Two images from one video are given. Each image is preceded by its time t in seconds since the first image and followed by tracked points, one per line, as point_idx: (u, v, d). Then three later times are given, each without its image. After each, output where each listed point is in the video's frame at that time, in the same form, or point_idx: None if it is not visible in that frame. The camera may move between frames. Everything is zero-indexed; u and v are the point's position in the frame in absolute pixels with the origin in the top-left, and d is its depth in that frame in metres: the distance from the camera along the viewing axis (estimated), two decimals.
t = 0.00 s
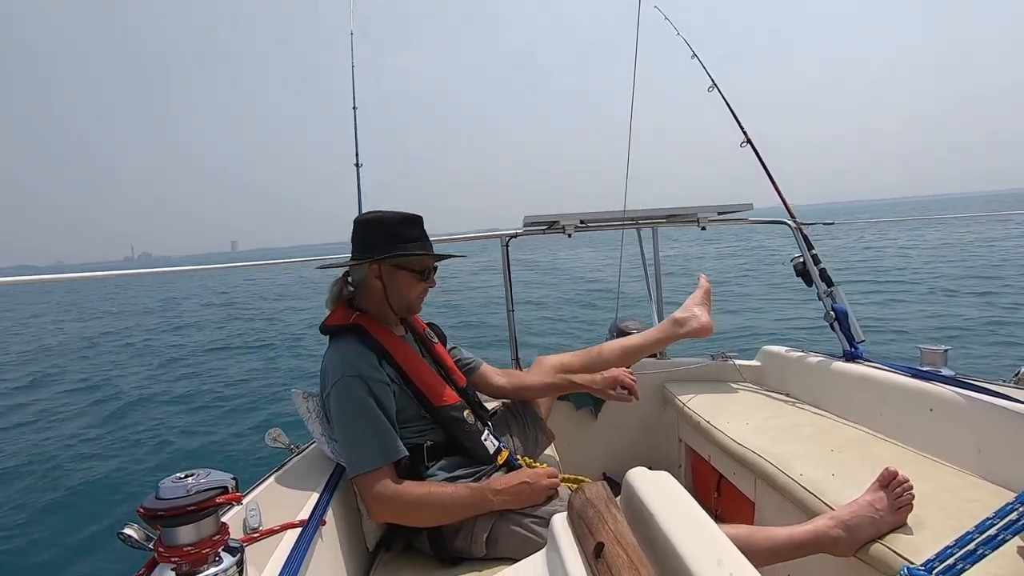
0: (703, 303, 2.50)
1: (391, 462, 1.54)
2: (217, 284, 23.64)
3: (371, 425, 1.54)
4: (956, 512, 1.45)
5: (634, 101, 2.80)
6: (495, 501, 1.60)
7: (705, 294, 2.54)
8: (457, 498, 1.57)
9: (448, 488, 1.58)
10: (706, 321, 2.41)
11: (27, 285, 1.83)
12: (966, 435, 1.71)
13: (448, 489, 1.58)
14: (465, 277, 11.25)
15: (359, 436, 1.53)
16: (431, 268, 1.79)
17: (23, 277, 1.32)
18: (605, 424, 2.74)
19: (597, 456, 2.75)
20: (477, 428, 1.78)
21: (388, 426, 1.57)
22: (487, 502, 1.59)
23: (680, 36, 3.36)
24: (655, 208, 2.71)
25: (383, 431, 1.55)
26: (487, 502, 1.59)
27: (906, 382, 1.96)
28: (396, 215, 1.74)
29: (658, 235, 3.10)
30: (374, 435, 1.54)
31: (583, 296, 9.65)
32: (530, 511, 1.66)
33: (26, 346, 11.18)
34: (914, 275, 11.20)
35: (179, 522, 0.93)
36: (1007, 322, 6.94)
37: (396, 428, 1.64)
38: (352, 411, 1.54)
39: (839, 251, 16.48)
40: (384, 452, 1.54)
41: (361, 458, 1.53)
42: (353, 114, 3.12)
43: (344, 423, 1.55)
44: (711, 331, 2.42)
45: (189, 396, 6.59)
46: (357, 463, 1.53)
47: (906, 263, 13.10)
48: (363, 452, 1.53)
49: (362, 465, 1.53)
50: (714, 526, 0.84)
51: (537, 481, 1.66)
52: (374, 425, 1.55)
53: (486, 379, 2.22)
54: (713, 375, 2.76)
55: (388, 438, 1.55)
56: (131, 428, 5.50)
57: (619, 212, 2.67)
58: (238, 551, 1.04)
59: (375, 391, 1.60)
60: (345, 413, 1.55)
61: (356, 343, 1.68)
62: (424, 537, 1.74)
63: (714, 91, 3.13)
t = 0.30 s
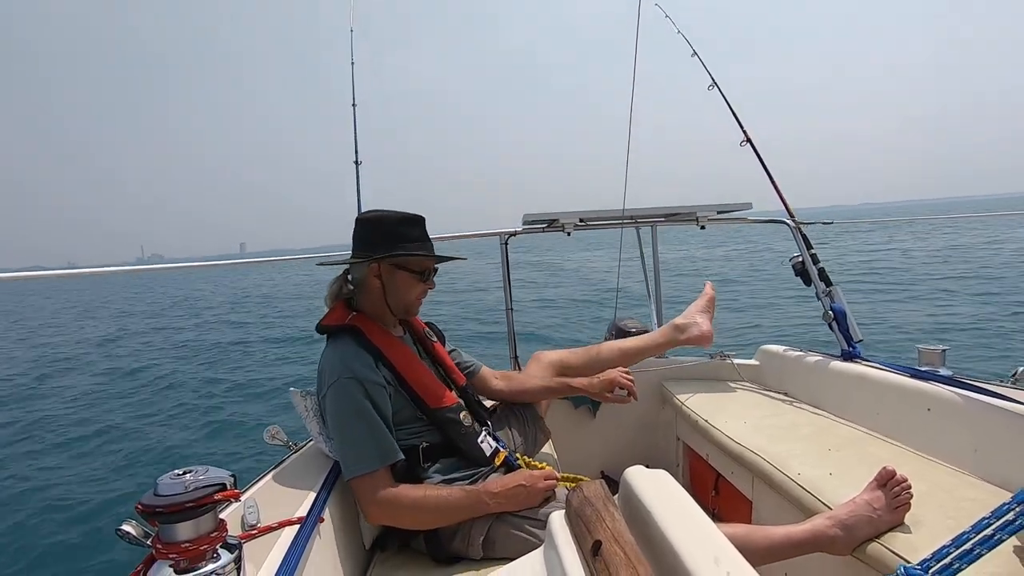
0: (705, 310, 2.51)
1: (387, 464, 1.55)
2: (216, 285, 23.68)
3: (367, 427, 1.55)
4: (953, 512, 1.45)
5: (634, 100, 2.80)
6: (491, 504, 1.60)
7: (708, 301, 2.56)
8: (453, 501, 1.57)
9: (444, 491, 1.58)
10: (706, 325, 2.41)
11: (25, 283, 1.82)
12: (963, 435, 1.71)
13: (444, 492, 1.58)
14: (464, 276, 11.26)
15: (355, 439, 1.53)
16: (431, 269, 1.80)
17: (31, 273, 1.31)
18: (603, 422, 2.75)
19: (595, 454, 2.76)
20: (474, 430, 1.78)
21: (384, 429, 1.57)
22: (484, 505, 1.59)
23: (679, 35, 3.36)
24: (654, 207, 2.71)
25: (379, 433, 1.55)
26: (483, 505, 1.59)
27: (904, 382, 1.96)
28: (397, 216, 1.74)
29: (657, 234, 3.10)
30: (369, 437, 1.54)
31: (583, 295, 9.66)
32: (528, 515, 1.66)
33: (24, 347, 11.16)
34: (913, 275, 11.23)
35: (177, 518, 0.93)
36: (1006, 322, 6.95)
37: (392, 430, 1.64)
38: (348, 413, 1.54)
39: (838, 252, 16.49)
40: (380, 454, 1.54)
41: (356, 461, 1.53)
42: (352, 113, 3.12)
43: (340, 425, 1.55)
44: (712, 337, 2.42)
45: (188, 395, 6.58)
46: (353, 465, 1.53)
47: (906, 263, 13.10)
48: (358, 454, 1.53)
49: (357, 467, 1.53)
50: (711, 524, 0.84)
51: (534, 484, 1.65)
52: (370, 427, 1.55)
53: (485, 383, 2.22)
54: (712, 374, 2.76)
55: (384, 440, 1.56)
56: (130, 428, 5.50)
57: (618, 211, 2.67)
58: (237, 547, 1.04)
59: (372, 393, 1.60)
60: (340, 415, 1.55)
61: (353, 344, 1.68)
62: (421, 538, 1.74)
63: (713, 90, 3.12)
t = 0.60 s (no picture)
0: (706, 316, 2.51)
1: (384, 468, 1.54)
2: (216, 288, 23.70)
3: (364, 431, 1.54)
4: (952, 517, 1.45)
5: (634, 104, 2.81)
6: (489, 509, 1.60)
7: (709, 307, 2.56)
8: (451, 505, 1.57)
9: (442, 496, 1.58)
10: (704, 331, 2.42)
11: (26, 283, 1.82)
12: (963, 440, 1.71)
13: (442, 496, 1.58)
14: (464, 278, 11.27)
15: (351, 442, 1.53)
16: (428, 272, 1.80)
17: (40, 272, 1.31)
18: (602, 426, 2.74)
19: (594, 457, 2.76)
20: (472, 434, 1.78)
21: (382, 433, 1.57)
22: (482, 509, 1.59)
23: (680, 38, 3.37)
24: (654, 210, 2.71)
25: (376, 437, 1.55)
26: (482, 509, 1.59)
27: (903, 387, 1.95)
28: (395, 218, 1.74)
29: (657, 237, 3.10)
30: (366, 441, 1.54)
31: (582, 298, 9.66)
32: (526, 520, 1.66)
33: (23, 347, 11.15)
34: (912, 279, 11.24)
35: (175, 519, 0.93)
36: (1006, 327, 6.94)
37: (389, 434, 1.64)
38: (345, 417, 1.54)
39: (839, 256, 16.49)
40: (377, 458, 1.54)
41: (353, 465, 1.53)
42: (353, 114, 3.12)
43: (336, 429, 1.55)
44: (711, 343, 2.41)
45: (186, 396, 6.57)
46: (350, 469, 1.53)
47: (905, 267, 13.10)
48: (355, 458, 1.53)
49: (354, 471, 1.52)
50: (710, 529, 0.84)
51: (533, 489, 1.65)
52: (367, 432, 1.54)
53: (485, 386, 2.22)
54: (711, 378, 2.76)
55: (382, 444, 1.55)
56: (129, 428, 5.49)
57: (618, 214, 2.67)
58: (234, 549, 1.04)
59: (369, 397, 1.59)
60: (337, 419, 1.55)
61: (350, 347, 1.68)
62: (418, 542, 1.74)
63: (714, 93, 3.13)
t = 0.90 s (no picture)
0: (707, 320, 2.51)
1: (386, 468, 1.54)
2: (218, 289, 23.75)
3: (366, 431, 1.54)
4: (954, 521, 1.45)
5: (636, 107, 2.80)
6: (491, 511, 1.59)
7: (710, 310, 2.55)
8: (452, 507, 1.56)
9: (443, 497, 1.57)
10: (706, 334, 2.41)
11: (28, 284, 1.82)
12: (965, 445, 1.70)
13: (443, 498, 1.57)
14: (465, 280, 11.28)
15: (353, 442, 1.53)
16: (430, 274, 1.79)
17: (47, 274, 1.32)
18: (603, 429, 2.74)
19: (595, 460, 2.75)
20: (474, 435, 1.78)
21: (384, 433, 1.57)
22: (483, 511, 1.58)
23: (681, 40, 3.36)
24: (655, 213, 2.71)
25: (378, 437, 1.55)
26: (482, 511, 1.58)
27: (905, 391, 1.95)
28: (396, 220, 1.74)
29: (658, 240, 3.09)
30: (368, 441, 1.54)
31: (583, 300, 9.66)
32: (527, 522, 1.65)
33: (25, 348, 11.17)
34: (914, 282, 11.22)
35: (176, 521, 0.93)
36: (1009, 331, 6.91)
37: (391, 434, 1.64)
38: (347, 417, 1.54)
39: (841, 258, 16.44)
40: (379, 458, 1.54)
41: (355, 464, 1.52)
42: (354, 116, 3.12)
43: (338, 429, 1.55)
44: (713, 345, 2.41)
45: (187, 397, 6.57)
46: (352, 468, 1.53)
47: (908, 271, 13.06)
48: (357, 457, 1.53)
49: (356, 471, 1.52)
50: (711, 533, 0.83)
51: (533, 491, 1.64)
52: (369, 431, 1.54)
53: (486, 388, 2.22)
54: (712, 382, 2.76)
55: (384, 444, 1.55)
56: (130, 429, 5.50)
57: (619, 216, 2.67)
58: (235, 551, 1.04)
59: (371, 397, 1.60)
60: (339, 418, 1.55)
61: (353, 347, 1.68)
62: (419, 544, 1.74)
63: (716, 95, 3.12)
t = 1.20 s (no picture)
0: (708, 320, 2.50)
1: (388, 466, 1.54)
2: (221, 290, 23.79)
3: (368, 428, 1.54)
4: (955, 522, 1.44)
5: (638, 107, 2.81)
6: (492, 511, 1.59)
7: (711, 311, 2.55)
8: (454, 507, 1.56)
9: (445, 496, 1.57)
10: (706, 333, 2.41)
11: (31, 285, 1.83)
12: (968, 446, 1.70)
13: (445, 497, 1.57)
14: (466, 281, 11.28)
15: (356, 438, 1.53)
16: (428, 270, 1.80)
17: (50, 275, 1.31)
18: (605, 429, 2.74)
19: (596, 461, 2.75)
20: (475, 434, 1.78)
21: (386, 430, 1.57)
22: (485, 511, 1.58)
23: (683, 41, 3.36)
24: (656, 214, 2.71)
25: (381, 435, 1.55)
26: (484, 511, 1.58)
27: (907, 392, 1.95)
28: (394, 216, 1.75)
29: (659, 241, 3.09)
30: (371, 438, 1.54)
31: (584, 300, 9.65)
32: (528, 522, 1.65)
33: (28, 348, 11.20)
34: (917, 283, 11.20)
35: (177, 521, 0.93)
36: (1012, 332, 6.89)
37: (394, 433, 1.64)
38: (350, 414, 1.54)
39: (843, 259, 16.40)
40: (381, 456, 1.54)
41: (357, 461, 1.52)
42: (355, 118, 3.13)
43: (341, 426, 1.54)
44: (714, 345, 2.41)
45: (189, 397, 6.58)
46: (354, 466, 1.53)
47: (910, 271, 13.03)
48: (359, 455, 1.53)
49: (359, 468, 1.52)
50: (712, 534, 0.83)
51: (535, 492, 1.64)
52: (371, 429, 1.54)
53: (487, 389, 2.22)
54: (714, 383, 2.76)
55: (386, 442, 1.55)
56: (132, 429, 5.51)
57: (620, 217, 2.67)
58: (236, 552, 1.04)
59: (374, 394, 1.60)
60: (341, 416, 1.55)
61: (356, 345, 1.68)
62: (420, 544, 1.74)
63: (717, 96, 3.12)
